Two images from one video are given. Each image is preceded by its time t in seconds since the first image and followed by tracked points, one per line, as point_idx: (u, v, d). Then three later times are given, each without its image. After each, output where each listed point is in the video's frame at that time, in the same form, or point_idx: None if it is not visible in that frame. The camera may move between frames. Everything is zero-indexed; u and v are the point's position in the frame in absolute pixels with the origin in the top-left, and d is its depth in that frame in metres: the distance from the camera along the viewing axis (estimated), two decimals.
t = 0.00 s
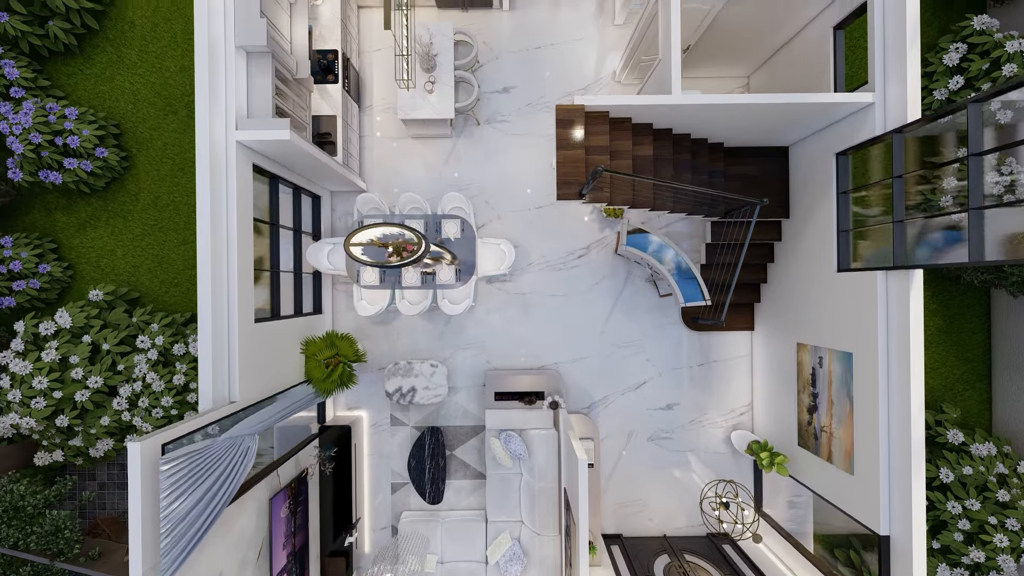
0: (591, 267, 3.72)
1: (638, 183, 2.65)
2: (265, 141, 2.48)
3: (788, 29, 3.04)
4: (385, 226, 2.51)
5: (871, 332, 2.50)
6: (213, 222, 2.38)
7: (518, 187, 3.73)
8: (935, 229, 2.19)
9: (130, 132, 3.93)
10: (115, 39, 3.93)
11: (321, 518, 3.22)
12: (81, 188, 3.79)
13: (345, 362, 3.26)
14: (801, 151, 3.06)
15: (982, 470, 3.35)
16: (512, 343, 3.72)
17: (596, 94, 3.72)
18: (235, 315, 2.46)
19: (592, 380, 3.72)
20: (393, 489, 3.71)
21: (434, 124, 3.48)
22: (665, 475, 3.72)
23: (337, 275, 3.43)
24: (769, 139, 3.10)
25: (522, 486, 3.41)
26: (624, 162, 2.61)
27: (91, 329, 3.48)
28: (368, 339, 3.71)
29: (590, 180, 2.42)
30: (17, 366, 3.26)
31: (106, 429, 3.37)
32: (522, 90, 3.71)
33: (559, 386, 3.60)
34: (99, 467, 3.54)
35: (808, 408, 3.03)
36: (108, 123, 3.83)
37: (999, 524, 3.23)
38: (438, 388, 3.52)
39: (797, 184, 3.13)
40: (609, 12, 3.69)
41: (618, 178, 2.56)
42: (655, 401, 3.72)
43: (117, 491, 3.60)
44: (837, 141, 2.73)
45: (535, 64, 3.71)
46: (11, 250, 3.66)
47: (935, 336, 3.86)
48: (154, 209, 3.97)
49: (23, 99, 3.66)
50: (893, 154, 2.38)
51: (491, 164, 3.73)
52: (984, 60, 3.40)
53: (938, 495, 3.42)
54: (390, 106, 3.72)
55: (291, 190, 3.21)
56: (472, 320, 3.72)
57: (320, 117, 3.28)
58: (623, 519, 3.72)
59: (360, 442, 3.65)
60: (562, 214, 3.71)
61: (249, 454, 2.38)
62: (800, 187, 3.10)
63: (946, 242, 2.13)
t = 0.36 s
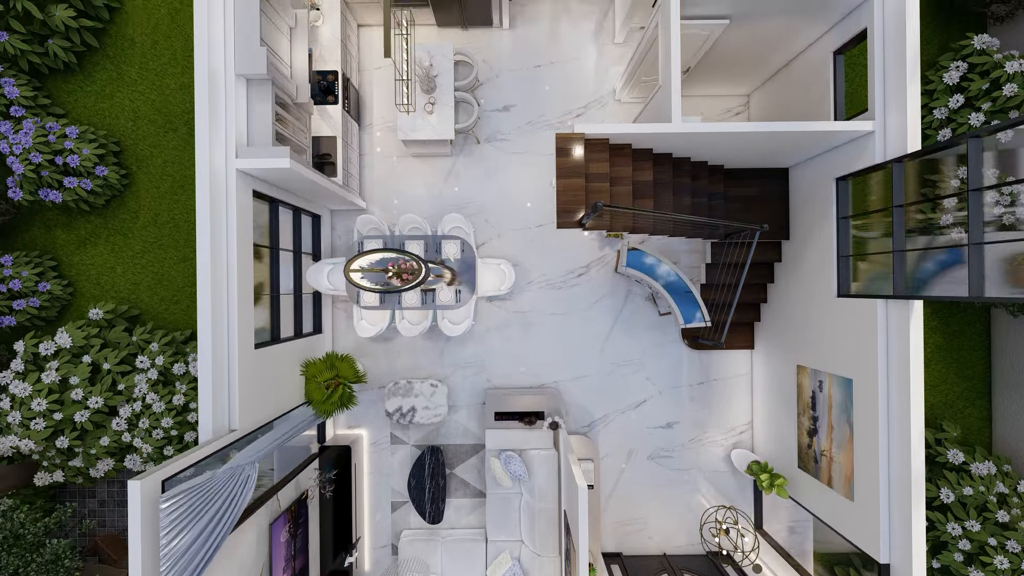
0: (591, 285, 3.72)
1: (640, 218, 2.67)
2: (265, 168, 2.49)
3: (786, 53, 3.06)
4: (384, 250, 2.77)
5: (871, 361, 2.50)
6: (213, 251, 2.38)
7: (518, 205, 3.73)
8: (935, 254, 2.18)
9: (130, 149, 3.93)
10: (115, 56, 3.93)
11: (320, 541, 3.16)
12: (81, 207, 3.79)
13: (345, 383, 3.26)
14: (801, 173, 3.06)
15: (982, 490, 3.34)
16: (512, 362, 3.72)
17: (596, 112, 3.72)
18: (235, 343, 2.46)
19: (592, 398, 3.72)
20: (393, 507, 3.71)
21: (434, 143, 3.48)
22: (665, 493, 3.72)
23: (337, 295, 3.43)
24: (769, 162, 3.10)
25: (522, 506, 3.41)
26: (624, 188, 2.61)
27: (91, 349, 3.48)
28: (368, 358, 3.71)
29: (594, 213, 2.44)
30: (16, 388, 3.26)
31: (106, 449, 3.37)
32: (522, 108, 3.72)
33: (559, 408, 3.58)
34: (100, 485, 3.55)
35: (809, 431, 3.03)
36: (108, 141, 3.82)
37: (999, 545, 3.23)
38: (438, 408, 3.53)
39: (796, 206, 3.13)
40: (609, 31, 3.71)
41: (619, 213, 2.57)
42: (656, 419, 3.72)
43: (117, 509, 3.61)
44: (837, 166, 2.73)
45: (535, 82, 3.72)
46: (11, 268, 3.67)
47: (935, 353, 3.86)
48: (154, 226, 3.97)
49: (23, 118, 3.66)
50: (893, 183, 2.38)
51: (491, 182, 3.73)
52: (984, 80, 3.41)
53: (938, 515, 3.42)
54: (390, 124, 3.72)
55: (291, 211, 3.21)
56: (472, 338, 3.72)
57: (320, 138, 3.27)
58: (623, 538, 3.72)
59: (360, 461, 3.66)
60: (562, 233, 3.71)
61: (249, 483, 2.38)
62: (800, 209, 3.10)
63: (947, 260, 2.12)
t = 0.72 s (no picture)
0: (591, 303, 3.72)
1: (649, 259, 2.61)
2: (265, 196, 2.49)
3: (786, 76, 3.07)
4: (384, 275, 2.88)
5: (871, 388, 2.50)
6: (213, 280, 2.38)
7: (518, 224, 3.73)
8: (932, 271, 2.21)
9: (130, 167, 3.93)
10: (115, 73, 3.93)
11: (320, 560, 3.16)
12: (81, 225, 3.80)
13: (345, 404, 3.26)
14: (801, 196, 3.07)
15: (983, 510, 3.34)
16: (513, 380, 3.72)
17: (597, 131, 3.73)
18: (235, 371, 2.46)
19: (592, 416, 3.72)
20: (393, 526, 3.71)
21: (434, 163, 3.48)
22: (665, 512, 3.72)
23: (337, 314, 3.43)
24: (769, 184, 3.10)
25: (521, 526, 3.41)
26: (624, 215, 2.60)
27: (91, 369, 3.48)
28: (369, 376, 3.71)
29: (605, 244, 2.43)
30: (17, 410, 3.26)
31: (106, 470, 3.36)
32: (523, 126, 3.73)
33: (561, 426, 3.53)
34: (100, 503, 3.55)
35: (809, 454, 3.03)
36: (108, 159, 3.83)
37: (999, 566, 3.22)
38: (438, 427, 3.53)
39: (796, 228, 3.13)
40: (609, 50, 3.71)
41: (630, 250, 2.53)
42: (656, 438, 3.72)
43: (116, 527, 3.61)
44: (837, 191, 2.73)
45: (535, 101, 3.73)
46: (11, 287, 3.67)
47: (935, 370, 3.85)
48: (155, 243, 3.97)
49: (23, 137, 3.65)
50: (893, 212, 2.39)
51: (491, 201, 3.73)
52: (984, 100, 3.42)
53: (938, 535, 3.41)
54: (390, 143, 3.72)
55: (292, 233, 3.21)
56: (472, 356, 3.72)
57: (320, 159, 3.27)
58: (623, 556, 3.72)
59: (360, 480, 3.66)
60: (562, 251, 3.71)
61: (248, 513, 2.44)
62: (800, 231, 3.10)
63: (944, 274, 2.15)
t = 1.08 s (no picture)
0: (591, 322, 3.72)
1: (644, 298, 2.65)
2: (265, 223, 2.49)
3: (786, 98, 3.06)
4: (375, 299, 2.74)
5: (871, 416, 2.50)
6: (213, 309, 2.38)
7: (518, 242, 3.73)
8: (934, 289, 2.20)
9: (130, 185, 3.92)
10: (115, 90, 3.93)
11: None
12: (81, 243, 3.80)
13: (345, 425, 3.26)
14: (801, 218, 3.06)
15: (983, 530, 3.33)
16: (513, 399, 3.72)
17: (596, 149, 3.73)
18: (235, 399, 2.46)
19: (592, 435, 3.72)
20: (393, 544, 3.71)
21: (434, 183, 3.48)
22: (665, 530, 3.72)
23: (337, 335, 3.43)
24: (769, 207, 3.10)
25: (521, 546, 3.41)
26: (624, 241, 2.61)
27: (91, 390, 3.49)
28: (369, 395, 3.71)
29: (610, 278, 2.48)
30: (17, 432, 3.26)
31: (106, 490, 3.36)
32: (522, 144, 3.73)
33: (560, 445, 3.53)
34: (100, 521, 3.55)
35: (809, 477, 3.03)
36: (108, 177, 3.83)
37: None
38: (438, 447, 3.53)
39: (796, 250, 3.13)
40: (609, 68, 3.72)
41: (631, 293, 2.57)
42: (656, 456, 3.72)
43: (116, 545, 3.60)
44: (836, 217, 2.74)
45: (534, 119, 3.73)
46: (11, 306, 3.67)
47: (935, 388, 3.85)
48: (155, 260, 3.97)
49: (23, 156, 3.66)
50: (893, 241, 2.38)
51: (491, 219, 3.73)
52: (984, 120, 3.43)
53: (938, 556, 3.40)
54: (390, 161, 3.72)
55: (292, 255, 3.21)
56: (472, 375, 3.72)
57: (320, 180, 3.27)
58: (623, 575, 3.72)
59: (360, 499, 3.65)
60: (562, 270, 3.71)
61: (249, 541, 2.40)
62: (799, 253, 3.10)
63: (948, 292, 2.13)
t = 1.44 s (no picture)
0: (591, 340, 3.72)
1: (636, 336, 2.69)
2: (265, 251, 2.49)
3: (786, 120, 3.06)
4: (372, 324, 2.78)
5: (870, 444, 2.50)
6: (213, 338, 2.38)
7: (518, 260, 3.73)
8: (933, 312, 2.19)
9: (130, 202, 3.93)
10: (116, 107, 3.93)
11: None
12: (81, 261, 3.80)
13: (345, 447, 3.26)
14: (801, 240, 3.07)
15: (982, 550, 3.32)
16: (512, 418, 3.72)
17: (596, 168, 3.74)
18: (235, 428, 2.47)
19: (592, 454, 3.72)
20: (393, 562, 3.71)
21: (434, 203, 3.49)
22: (665, 548, 3.72)
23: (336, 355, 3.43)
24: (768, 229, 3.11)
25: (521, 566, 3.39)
26: (624, 267, 2.61)
27: (91, 410, 3.50)
28: (369, 414, 3.72)
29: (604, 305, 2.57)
30: (17, 454, 3.26)
31: (106, 510, 3.36)
32: (522, 163, 3.73)
33: (560, 464, 3.53)
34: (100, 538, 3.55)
35: (809, 500, 3.03)
36: (108, 195, 3.83)
37: None
38: (438, 467, 3.54)
39: (796, 271, 3.13)
40: (609, 87, 3.72)
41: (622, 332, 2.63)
42: (655, 475, 3.72)
43: (116, 563, 3.60)
44: (836, 242, 2.74)
45: (534, 138, 3.74)
46: (11, 325, 3.67)
47: (935, 405, 3.84)
48: (155, 277, 3.97)
49: (23, 175, 3.66)
50: (894, 269, 2.38)
51: (491, 238, 3.73)
52: (984, 140, 3.44)
53: None
54: (390, 180, 3.72)
55: (292, 276, 3.21)
56: (472, 393, 3.73)
57: (320, 201, 3.28)
58: None
59: (360, 518, 3.65)
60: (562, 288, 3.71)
61: (249, 569, 2.44)
62: (799, 275, 3.10)
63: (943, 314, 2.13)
